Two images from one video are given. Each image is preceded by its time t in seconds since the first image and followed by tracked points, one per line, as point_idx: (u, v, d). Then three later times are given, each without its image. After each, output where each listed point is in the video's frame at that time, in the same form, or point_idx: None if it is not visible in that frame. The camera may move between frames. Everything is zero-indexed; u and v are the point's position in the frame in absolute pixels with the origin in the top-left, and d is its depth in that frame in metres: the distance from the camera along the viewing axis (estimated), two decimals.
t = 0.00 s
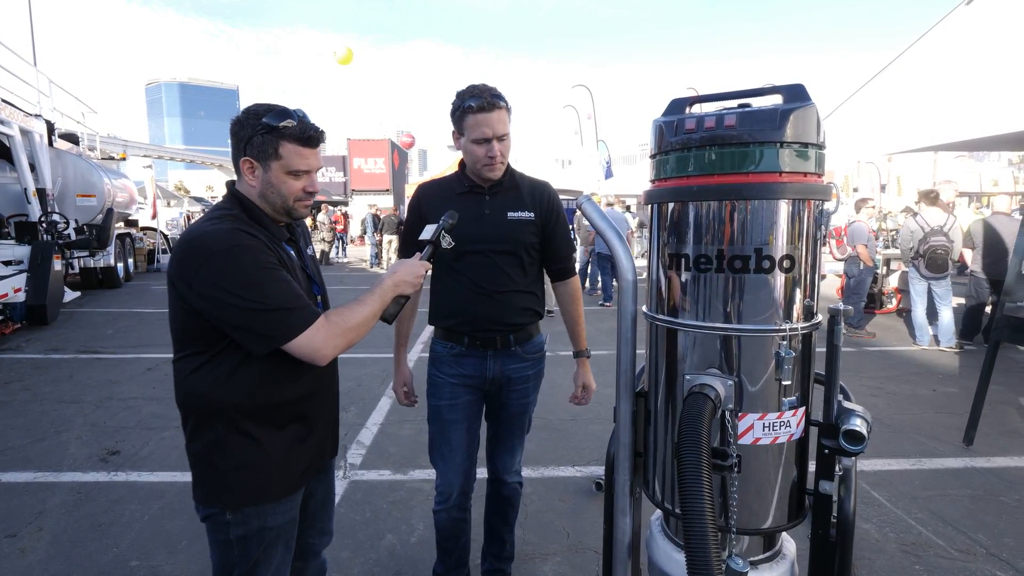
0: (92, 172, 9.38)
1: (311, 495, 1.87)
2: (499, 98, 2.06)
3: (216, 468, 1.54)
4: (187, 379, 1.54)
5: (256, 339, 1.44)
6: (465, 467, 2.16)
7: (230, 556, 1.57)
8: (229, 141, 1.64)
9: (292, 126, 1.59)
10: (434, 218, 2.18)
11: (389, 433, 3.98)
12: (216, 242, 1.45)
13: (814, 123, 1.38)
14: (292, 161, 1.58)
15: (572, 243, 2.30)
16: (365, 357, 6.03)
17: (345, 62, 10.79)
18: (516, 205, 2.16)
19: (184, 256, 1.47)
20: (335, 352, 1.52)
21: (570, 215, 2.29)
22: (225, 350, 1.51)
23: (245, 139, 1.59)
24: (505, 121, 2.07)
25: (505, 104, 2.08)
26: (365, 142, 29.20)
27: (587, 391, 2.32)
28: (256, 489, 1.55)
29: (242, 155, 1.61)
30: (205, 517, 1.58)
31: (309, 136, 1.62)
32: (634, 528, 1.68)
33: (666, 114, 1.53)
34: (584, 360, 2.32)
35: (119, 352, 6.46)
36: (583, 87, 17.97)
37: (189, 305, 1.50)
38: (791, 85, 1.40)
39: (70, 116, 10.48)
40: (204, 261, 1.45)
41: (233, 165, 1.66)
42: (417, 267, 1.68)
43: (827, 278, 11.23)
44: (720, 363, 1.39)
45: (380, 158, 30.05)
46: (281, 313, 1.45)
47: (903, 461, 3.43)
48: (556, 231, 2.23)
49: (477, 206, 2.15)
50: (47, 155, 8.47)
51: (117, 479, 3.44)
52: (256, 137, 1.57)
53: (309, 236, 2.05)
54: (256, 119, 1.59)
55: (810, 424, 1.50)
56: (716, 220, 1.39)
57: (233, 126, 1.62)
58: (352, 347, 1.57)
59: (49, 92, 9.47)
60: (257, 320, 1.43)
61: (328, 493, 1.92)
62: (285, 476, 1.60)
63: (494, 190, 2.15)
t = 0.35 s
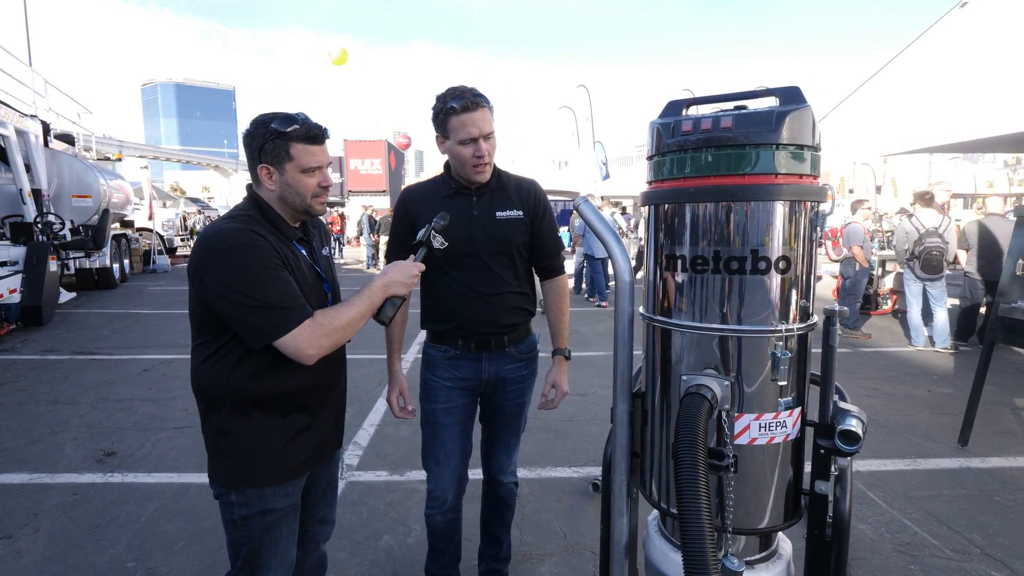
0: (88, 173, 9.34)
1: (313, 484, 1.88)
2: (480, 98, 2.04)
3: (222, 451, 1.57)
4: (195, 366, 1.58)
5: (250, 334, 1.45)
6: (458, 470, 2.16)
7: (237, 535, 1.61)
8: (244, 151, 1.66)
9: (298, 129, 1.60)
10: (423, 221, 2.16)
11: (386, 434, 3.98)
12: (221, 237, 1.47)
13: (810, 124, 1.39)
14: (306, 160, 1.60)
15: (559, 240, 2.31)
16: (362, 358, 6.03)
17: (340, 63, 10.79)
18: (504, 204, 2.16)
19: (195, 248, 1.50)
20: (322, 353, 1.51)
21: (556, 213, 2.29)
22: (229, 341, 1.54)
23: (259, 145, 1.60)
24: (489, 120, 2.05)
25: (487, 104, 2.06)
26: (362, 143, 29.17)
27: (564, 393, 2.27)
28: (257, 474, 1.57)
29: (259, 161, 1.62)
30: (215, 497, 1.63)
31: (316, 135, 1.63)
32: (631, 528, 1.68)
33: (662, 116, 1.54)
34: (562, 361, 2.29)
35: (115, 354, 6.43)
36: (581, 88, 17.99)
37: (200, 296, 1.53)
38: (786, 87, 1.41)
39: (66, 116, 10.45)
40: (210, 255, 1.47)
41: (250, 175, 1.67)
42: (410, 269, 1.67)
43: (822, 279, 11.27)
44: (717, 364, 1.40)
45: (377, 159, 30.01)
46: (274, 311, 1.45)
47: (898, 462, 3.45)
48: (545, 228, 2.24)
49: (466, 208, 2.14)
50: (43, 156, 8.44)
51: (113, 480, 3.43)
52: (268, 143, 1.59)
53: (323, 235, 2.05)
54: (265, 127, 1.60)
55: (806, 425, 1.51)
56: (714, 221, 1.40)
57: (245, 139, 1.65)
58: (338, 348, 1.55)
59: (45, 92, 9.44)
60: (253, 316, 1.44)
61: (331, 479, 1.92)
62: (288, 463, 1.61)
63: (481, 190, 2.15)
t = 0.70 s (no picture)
0: (87, 174, 9.36)
1: (313, 488, 1.88)
2: (454, 97, 2.06)
3: (221, 454, 1.57)
4: (192, 371, 1.58)
5: (244, 338, 1.45)
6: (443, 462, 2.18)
7: (239, 543, 1.61)
8: (232, 153, 1.66)
9: (286, 125, 1.61)
10: (399, 222, 2.14)
11: (384, 434, 3.98)
12: (214, 238, 1.48)
13: (806, 126, 1.39)
14: (299, 154, 1.60)
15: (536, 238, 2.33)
16: (361, 359, 6.03)
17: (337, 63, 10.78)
18: (483, 202, 2.17)
19: (190, 247, 1.51)
20: (312, 356, 1.51)
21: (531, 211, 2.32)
22: (225, 345, 1.54)
23: (250, 145, 1.60)
24: (464, 118, 2.06)
25: (461, 102, 2.08)
26: (361, 144, 29.18)
27: (557, 373, 2.25)
28: (256, 479, 1.57)
29: (251, 162, 1.62)
30: (214, 504, 1.63)
31: (304, 128, 1.65)
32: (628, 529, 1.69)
33: (661, 117, 1.54)
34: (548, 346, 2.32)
35: (113, 354, 6.43)
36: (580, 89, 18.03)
37: (196, 296, 1.53)
38: (784, 89, 1.42)
39: (65, 117, 10.45)
40: (204, 255, 1.47)
41: (242, 177, 1.67)
42: (402, 270, 1.67)
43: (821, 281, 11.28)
44: (715, 365, 1.40)
45: (377, 160, 30.00)
46: (267, 314, 1.45)
47: (896, 463, 3.46)
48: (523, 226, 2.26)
49: (444, 207, 2.14)
50: (41, 156, 8.44)
51: (111, 480, 3.43)
52: (258, 141, 1.59)
53: (319, 233, 2.05)
54: (252, 126, 1.61)
55: (803, 426, 1.52)
56: (711, 223, 1.40)
57: (233, 141, 1.64)
58: (330, 350, 1.55)
59: (44, 93, 9.45)
60: (246, 319, 1.44)
61: (331, 483, 1.92)
62: (287, 467, 1.62)
63: (458, 190, 2.15)
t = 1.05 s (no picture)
0: (87, 175, 9.37)
1: (311, 496, 1.89)
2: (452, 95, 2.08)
3: (220, 464, 1.58)
4: (187, 382, 1.58)
5: (238, 347, 1.45)
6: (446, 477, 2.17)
7: (234, 554, 1.62)
8: (220, 150, 1.66)
9: (276, 118, 1.63)
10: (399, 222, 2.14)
11: (384, 435, 3.99)
12: (207, 243, 1.47)
13: (803, 127, 1.40)
14: (292, 148, 1.63)
15: (535, 236, 2.34)
16: (361, 359, 6.04)
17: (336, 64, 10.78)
18: (481, 199, 2.18)
19: (183, 252, 1.49)
20: (304, 368, 1.53)
21: (531, 208, 2.33)
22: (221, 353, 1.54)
23: (239, 141, 1.61)
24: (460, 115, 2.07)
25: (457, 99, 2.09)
26: (361, 145, 29.19)
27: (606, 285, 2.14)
28: (255, 489, 1.58)
29: (242, 159, 1.63)
30: (210, 516, 1.62)
31: (295, 121, 1.66)
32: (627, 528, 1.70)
33: (659, 119, 1.55)
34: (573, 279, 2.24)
35: (113, 355, 6.43)
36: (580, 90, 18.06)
37: (191, 302, 1.52)
38: (782, 90, 1.43)
39: (65, 118, 10.46)
40: (200, 261, 1.47)
41: (230, 175, 1.67)
42: (393, 282, 1.71)
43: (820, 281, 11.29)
44: (712, 365, 1.41)
45: (377, 160, 30.01)
46: (261, 322, 1.46)
47: (894, 463, 3.47)
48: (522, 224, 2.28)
49: (443, 205, 2.14)
50: (41, 157, 8.45)
51: (112, 481, 3.44)
52: (249, 135, 1.61)
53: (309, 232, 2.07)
54: (240, 121, 1.62)
55: (801, 426, 1.52)
56: (707, 224, 1.41)
57: (219, 137, 1.64)
58: (323, 361, 1.57)
59: (44, 93, 9.46)
60: (240, 328, 1.45)
61: (330, 490, 1.94)
62: (284, 475, 1.63)
63: (456, 187, 2.16)
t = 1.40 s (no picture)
0: (77, 174, 9.31)
1: (310, 498, 1.90)
2: (453, 95, 2.07)
3: (220, 469, 1.58)
4: (185, 386, 1.58)
5: (234, 352, 1.45)
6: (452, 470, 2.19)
7: (236, 558, 1.61)
8: (213, 150, 1.64)
9: (273, 118, 1.63)
10: (416, 217, 2.15)
11: (378, 435, 3.99)
12: (200, 247, 1.47)
13: (791, 129, 1.42)
14: (288, 148, 1.63)
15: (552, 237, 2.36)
16: (355, 359, 6.03)
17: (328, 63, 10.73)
18: (498, 198, 2.20)
19: (177, 256, 1.49)
20: (302, 371, 1.54)
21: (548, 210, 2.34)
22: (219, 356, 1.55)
23: (235, 141, 1.60)
24: (457, 116, 2.06)
25: (461, 100, 2.07)
26: (355, 144, 29.10)
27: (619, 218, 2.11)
28: (259, 491, 1.59)
29: (237, 158, 1.62)
30: (210, 521, 1.62)
31: (290, 120, 1.67)
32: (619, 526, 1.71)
33: (650, 119, 1.56)
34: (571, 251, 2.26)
35: (105, 356, 6.40)
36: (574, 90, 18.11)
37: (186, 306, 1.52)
38: (771, 91, 1.45)
39: (54, 117, 10.38)
40: (194, 266, 1.46)
41: (225, 174, 1.66)
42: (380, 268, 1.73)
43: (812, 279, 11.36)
44: (703, 362, 1.43)
45: (370, 160, 29.93)
46: (257, 327, 1.46)
47: (884, 459, 3.50)
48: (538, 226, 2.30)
49: (460, 204, 2.15)
50: (31, 156, 8.39)
51: (103, 483, 3.43)
52: (245, 135, 1.60)
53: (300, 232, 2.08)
54: (236, 121, 1.61)
55: (789, 422, 1.55)
56: (698, 224, 1.43)
57: (212, 134, 1.63)
58: (320, 363, 1.59)
59: (33, 92, 9.40)
60: (237, 332, 1.45)
61: (328, 492, 1.95)
62: (287, 476, 1.64)
63: (474, 186, 2.17)
